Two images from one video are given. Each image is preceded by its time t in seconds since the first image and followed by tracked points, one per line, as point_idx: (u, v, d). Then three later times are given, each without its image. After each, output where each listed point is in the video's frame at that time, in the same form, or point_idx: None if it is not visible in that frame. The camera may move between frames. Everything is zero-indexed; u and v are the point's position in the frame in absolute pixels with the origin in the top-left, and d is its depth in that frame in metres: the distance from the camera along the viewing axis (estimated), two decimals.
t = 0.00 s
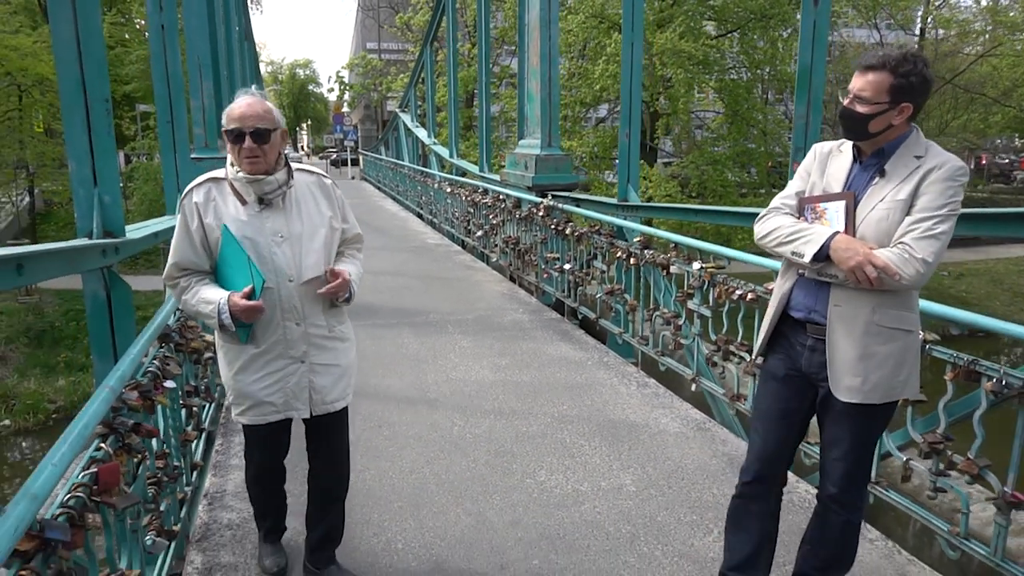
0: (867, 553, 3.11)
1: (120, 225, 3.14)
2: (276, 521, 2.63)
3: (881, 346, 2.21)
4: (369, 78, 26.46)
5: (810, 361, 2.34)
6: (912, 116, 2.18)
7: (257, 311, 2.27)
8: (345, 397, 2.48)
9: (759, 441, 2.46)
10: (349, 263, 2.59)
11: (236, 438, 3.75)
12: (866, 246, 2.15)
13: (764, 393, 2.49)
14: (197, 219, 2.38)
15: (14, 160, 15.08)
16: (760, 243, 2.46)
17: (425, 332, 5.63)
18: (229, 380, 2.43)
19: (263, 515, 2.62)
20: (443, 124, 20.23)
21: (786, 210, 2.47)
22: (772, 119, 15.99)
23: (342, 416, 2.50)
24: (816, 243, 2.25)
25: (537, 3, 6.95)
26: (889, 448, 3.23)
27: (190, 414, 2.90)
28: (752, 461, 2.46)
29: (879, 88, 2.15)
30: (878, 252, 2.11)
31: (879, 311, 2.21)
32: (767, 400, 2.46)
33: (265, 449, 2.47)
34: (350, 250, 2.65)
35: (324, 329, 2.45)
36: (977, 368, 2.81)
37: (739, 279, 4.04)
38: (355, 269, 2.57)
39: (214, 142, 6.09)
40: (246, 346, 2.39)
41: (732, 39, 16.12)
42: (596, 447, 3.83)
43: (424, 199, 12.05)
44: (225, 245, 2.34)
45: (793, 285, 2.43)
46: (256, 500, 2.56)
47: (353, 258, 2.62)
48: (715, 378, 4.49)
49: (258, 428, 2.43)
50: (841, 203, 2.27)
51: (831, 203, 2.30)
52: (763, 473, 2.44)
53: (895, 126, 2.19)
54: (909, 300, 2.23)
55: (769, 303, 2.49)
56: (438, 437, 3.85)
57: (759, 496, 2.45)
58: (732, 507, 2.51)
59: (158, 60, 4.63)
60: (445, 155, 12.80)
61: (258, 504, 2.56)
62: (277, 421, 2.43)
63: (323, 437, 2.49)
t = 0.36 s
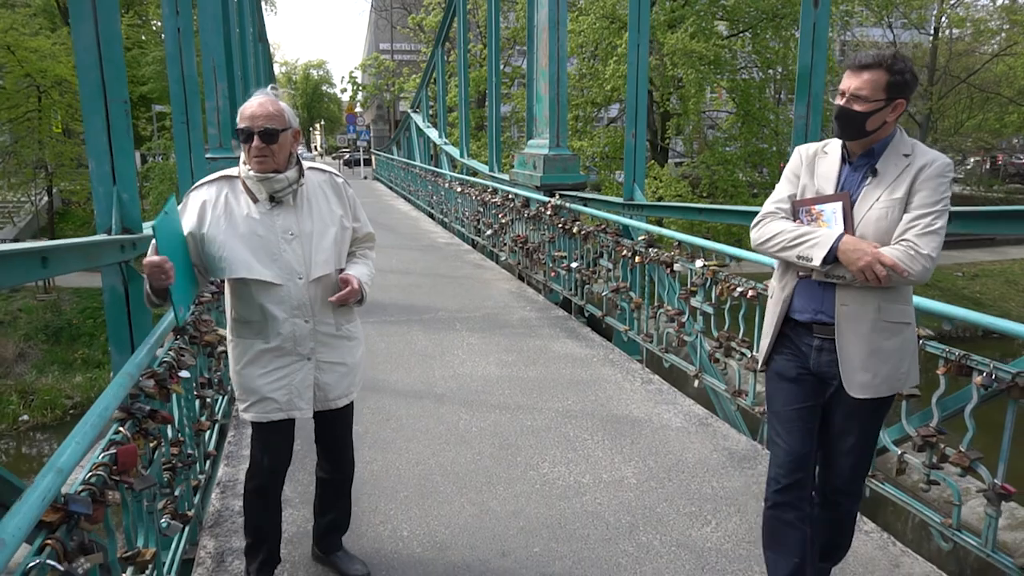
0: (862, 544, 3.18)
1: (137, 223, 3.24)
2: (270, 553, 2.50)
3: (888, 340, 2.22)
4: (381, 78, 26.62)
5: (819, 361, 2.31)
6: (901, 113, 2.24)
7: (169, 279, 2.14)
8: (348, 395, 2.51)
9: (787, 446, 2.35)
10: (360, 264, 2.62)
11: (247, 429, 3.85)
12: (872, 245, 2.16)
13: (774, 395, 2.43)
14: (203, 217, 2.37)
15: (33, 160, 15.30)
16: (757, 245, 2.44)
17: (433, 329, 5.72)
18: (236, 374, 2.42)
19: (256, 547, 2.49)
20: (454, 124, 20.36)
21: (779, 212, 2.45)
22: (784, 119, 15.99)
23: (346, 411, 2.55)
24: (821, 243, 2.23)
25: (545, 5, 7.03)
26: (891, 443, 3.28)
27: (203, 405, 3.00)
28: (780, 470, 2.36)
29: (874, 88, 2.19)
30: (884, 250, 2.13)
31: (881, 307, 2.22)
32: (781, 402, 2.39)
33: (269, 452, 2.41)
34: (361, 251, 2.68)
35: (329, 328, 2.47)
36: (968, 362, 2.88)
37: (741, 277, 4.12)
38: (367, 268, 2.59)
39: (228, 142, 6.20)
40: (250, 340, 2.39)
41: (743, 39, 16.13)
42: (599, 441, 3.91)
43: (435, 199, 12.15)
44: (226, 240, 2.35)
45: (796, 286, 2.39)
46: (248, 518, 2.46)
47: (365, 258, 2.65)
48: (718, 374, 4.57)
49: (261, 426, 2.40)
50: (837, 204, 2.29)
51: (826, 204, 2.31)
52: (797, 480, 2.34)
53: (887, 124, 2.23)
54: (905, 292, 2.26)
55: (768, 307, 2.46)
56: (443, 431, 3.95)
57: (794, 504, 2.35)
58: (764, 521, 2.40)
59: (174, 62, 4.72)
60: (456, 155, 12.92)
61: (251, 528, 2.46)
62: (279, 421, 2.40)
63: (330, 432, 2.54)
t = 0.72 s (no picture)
0: (867, 537, 3.23)
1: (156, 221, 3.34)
2: (282, 545, 2.58)
3: (914, 335, 2.24)
4: (393, 78, 26.71)
5: (847, 365, 2.26)
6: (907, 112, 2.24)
7: (133, 250, 2.10)
8: (343, 390, 2.52)
9: (824, 454, 2.30)
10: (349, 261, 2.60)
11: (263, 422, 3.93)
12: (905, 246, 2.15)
13: (799, 403, 2.38)
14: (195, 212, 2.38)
15: (50, 159, 15.48)
16: (776, 253, 2.35)
17: (445, 326, 5.79)
18: (229, 371, 2.42)
19: (268, 541, 2.57)
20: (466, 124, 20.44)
21: (795, 218, 2.36)
22: (796, 119, 15.97)
23: (341, 407, 2.56)
24: (861, 249, 2.17)
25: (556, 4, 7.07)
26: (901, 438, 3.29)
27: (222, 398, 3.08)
28: (817, 479, 2.31)
29: (885, 87, 2.13)
30: (920, 250, 2.14)
31: (915, 306, 2.24)
32: (807, 411, 2.34)
33: (264, 448, 2.45)
34: (349, 247, 2.65)
35: (319, 324, 2.46)
36: (972, 358, 2.92)
37: (749, 274, 4.17)
38: (357, 264, 2.58)
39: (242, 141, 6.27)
40: (241, 339, 2.39)
41: (755, 39, 16.11)
42: (608, 436, 3.97)
43: (446, 198, 12.22)
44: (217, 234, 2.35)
45: (818, 293, 2.32)
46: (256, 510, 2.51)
47: (353, 253, 2.63)
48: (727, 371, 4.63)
49: (257, 423, 2.43)
50: (858, 206, 2.25)
51: (846, 207, 2.27)
52: (836, 486, 2.29)
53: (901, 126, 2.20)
54: (923, 289, 2.27)
55: (785, 315, 2.39)
56: (454, 424, 4.02)
57: (837, 511, 2.29)
58: (808, 529, 2.34)
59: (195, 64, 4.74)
60: (467, 155, 12.99)
61: (261, 524, 2.53)
62: (274, 417, 2.43)
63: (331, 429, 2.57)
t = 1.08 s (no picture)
0: (877, 531, 3.26)
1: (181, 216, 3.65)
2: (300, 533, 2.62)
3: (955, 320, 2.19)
4: (404, 78, 26.80)
5: (887, 368, 2.17)
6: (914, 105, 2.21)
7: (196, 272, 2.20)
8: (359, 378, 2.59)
9: (851, 458, 2.20)
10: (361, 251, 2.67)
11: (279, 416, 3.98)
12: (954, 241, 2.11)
13: (822, 405, 2.27)
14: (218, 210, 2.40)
15: (65, 159, 15.60)
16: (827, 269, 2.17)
17: (457, 323, 5.83)
18: (252, 367, 2.46)
19: (286, 529, 2.61)
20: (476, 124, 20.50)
21: (839, 230, 2.18)
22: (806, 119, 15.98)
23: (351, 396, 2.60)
24: (928, 254, 2.06)
25: (568, 4, 7.11)
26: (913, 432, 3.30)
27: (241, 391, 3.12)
28: (841, 485, 2.21)
29: (921, 86, 2.08)
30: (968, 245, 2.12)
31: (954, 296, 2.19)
32: (830, 414, 2.24)
33: (279, 439, 2.48)
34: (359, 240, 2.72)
35: (338, 316, 2.53)
36: (982, 353, 2.95)
37: (759, 271, 4.23)
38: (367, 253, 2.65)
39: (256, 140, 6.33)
40: (263, 333, 2.43)
41: (766, 38, 16.12)
42: (619, 431, 4.01)
43: (457, 197, 12.27)
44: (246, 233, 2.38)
45: (870, 303, 2.19)
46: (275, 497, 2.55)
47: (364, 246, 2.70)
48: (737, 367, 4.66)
49: (279, 415, 2.47)
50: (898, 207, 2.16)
51: (886, 210, 2.17)
52: (860, 491, 2.20)
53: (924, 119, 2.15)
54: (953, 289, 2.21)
55: (831, 329, 2.23)
56: (468, 419, 4.07)
57: (859, 517, 2.20)
58: (829, 537, 2.25)
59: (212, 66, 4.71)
60: (477, 154, 13.03)
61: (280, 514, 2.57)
62: (298, 408, 2.48)
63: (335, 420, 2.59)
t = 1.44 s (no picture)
0: (884, 526, 3.29)
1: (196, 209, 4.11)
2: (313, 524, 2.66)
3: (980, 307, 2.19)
4: (414, 77, 26.84)
5: (921, 368, 2.14)
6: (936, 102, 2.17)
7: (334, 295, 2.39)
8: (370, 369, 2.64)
9: (870, 462, 2.18)
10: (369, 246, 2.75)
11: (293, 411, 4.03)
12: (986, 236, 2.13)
13: (843, 405, 2.24)
14: (261, 210, 2.39)
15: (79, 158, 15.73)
16: (881, 281, 2.05)
17: (467, 320, 5.86)
18: (275, 363, 2.45)
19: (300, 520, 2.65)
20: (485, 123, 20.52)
21: (882, 237, 2.07)
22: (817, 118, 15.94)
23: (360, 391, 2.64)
24: (976, 254, 2.02)
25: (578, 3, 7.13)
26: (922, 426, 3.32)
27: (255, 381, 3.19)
28: (859, 486, 2.20)
29: (962, 89, 2.00)
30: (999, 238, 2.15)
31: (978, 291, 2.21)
32: (850, 414, 2.21)
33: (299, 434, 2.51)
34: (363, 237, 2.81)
35: (353, 309, 2.57)
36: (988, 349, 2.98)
37: (767, 268, 4.28)
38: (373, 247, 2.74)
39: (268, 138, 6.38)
40: (294, 329, 2.44)
41: (777, 37, 16.09)
42: (628, 427, 4.05)
43: (467, 196, 12.30)
44: (296, 233, 2.41)
45: (909, 306, 2.13)
46: (292, 488, 2.59)
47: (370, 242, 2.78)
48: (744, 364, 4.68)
49: (301, 410, 2.47)
50: (934, 207, 2.11)
51: (922, 210, 2.11)
52: (876, 493, 2.19)
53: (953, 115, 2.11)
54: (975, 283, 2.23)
55: (871, 336, 2.15)
56: (477, 415, 4.12)
57: (871, 516, 2.21)
58: (841, 535, 2.25)
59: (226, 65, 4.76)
60: (487, 152, 13.06)
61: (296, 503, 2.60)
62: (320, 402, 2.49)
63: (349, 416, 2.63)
